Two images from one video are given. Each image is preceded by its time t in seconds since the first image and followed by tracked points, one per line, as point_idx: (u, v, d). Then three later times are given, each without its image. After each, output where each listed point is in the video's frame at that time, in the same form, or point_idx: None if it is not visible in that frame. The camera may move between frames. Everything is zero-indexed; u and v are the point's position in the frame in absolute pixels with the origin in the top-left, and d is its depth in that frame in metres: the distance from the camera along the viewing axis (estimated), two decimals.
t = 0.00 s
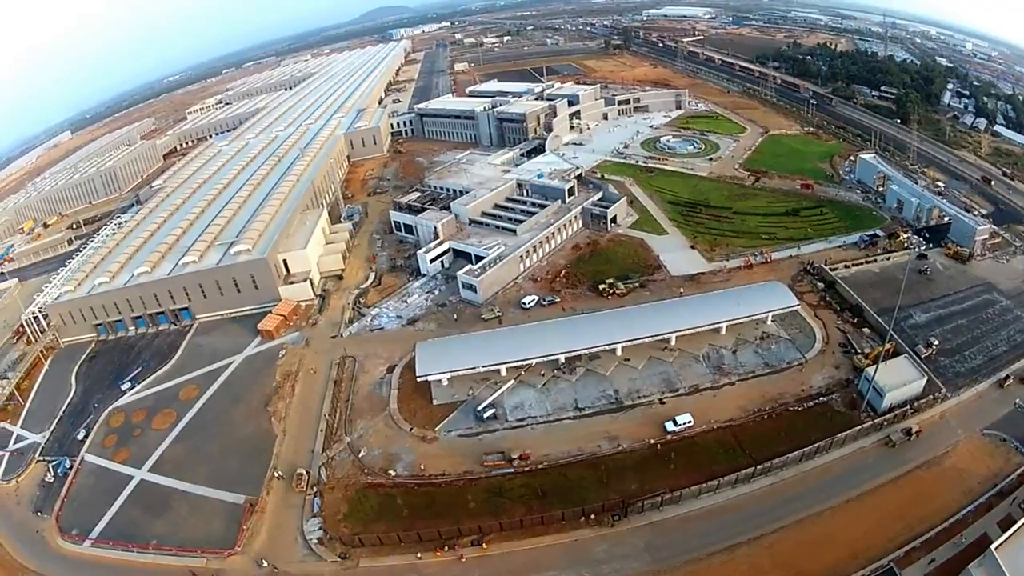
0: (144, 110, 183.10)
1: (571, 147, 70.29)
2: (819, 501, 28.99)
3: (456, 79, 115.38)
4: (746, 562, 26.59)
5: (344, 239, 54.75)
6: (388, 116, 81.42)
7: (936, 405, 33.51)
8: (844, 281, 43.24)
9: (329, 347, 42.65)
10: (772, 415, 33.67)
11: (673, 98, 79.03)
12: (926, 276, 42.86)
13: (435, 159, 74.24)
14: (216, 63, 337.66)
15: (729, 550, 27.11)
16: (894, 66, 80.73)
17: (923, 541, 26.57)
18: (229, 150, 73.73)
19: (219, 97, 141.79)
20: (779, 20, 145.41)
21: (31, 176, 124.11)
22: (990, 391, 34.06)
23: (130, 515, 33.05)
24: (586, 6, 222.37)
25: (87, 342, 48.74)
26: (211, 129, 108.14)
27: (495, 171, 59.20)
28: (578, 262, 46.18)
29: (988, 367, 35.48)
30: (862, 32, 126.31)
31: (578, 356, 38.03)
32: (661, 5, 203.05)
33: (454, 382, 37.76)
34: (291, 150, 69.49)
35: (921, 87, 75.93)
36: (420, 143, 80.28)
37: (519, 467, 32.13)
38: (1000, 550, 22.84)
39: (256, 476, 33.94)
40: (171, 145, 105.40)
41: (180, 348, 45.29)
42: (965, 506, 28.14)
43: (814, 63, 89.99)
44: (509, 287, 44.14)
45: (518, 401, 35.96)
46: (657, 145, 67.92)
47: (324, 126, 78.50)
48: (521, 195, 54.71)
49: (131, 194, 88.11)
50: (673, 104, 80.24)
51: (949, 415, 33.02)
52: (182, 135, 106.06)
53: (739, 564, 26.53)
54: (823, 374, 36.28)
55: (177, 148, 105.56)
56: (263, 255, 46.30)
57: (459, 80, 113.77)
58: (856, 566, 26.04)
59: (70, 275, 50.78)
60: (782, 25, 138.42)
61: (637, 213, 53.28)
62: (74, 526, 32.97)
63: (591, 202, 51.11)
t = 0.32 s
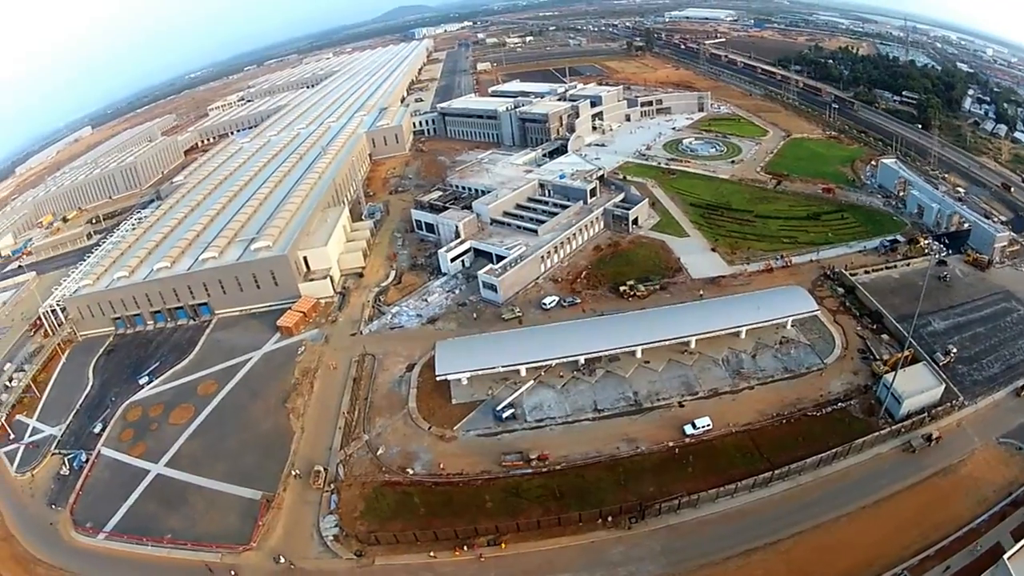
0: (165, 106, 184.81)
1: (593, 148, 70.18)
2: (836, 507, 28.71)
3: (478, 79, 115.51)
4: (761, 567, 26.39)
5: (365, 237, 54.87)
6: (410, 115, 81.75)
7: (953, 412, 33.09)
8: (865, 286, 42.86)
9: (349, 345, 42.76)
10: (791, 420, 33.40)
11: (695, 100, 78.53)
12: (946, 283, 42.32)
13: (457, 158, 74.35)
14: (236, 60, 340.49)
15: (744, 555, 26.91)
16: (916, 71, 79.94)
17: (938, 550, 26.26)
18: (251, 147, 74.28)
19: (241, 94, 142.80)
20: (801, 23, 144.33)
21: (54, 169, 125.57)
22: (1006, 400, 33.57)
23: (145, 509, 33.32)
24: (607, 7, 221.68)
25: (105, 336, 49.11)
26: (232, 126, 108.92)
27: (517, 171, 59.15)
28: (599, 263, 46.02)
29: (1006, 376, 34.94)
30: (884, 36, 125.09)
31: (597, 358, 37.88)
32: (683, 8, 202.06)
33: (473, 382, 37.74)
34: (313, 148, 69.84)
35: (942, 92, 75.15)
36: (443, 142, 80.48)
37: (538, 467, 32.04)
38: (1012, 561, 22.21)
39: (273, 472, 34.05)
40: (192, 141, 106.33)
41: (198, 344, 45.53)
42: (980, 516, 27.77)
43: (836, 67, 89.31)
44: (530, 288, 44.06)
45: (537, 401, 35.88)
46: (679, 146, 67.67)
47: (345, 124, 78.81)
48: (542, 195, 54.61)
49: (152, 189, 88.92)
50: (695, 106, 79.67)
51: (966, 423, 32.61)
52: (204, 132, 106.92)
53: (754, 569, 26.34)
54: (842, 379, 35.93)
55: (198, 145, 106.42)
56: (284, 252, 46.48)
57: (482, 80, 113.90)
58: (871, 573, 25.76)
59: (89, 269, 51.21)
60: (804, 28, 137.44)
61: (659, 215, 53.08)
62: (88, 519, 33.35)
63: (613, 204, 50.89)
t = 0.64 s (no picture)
0: (188, 101, 186.42)
1: (617, 149, 69.95)
2: (853, 515, 28.41)
3: (502, 78, 115.54)
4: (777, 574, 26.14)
5: (388, 234, 54.90)
6: (434, 113, 81.92)
7: (971, 422, 32.59)
8: (886, 292, 42.43)
9: (370, 342, 42.80)
10: (811, 426, 33.08)
11: (718, 102, 77.97)
12: (966, 291, 41.75)
13: (481, 157, 74.31)
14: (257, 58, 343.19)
15: (761, 561, 26.66)
16: (938, 76, 79.14)
17: (952, 561, 25.95)
18: (275, 143, 74.71)
19: (265, 90, 143.72)
20: (825, 26, 143.21)
21: (77, 162, 126.78)
22: None
23: (160, 503, 33.53)
24: (632, 8, 220.75)
25: (124, 330, 49.49)
26: (255, 122, 109.67)
27: (540, 171, 59.01)
28: (622, 265, 45.79)
29: None
30: (907, 40, 123.89)
31: (618, 360, 37.72)
32: (706, 9, 201.26)
33: (494, 381, 37.65)
34: (336, 145, 70.17)
35: (964, 97, 74.34)
36: (466, 141, 80.52)
37: (557, 469, 31.92)
38: None
39: (291, 468, 34.10)
40: (214, 136, 107.15)
41: (219, 339, 45.68)
42: (994, 526, 27.42)
43: (859, 70, 88.58)
44: (552, 288, 43.93)
45: (557, 402, 35.75)
46: (703, 149, 67.38)
47: (369, 122, 79.00)
48: (566, 196, 54.39)
49: (174, 183, 89.64)
50: (719, 108, 79.05)
51: (984, 433, 32.15)
52: (226, 128, 107.68)
53: None
54: (862, 386, 35.53)
55: (220, 140, 107.19)
56: (306, 249, 46.57)
57: (505, 79, 113.83)
58: None
59: (110, 263, 51.63)
60: (828, 31, 136.39)
61: (683, 217, 52.81)
62: (103, 512, 33.68)
63: (637, 205, 50.58)
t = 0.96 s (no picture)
0: (213, 97, 188.61)
1: (642, 151, 69.77)
2: (871, 523, 28.15)
3: (528, 78, 115.64)
4: None
5: (412, 233, 55.03)
6: (460, 112, 82.27)
7: (989, 432, 32.14)
8: (908, 300, 41.99)
9: (393, 340, 42.91)
10: (831, 433, 32.81)
11: (744, 106, 77.47)
12: (988, 300, 41.05)
13: (506, 156, 74.35)
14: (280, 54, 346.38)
15: (777, 568, 26.48)
16: (963, 82, 78.24)
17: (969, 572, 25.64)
18: (301, 141, 75.28)
19: (290, 87, 144.83)
20: (850, 30, 142.08)
21: (103, 154, 128.41)
22: None
23: (177, 495, 33.80)
24: (658, 9, 219.57)
25: (145, 322, 49.99)
26: (280, 118, 110.68)
27: (566, 172, 58.84)
28: (646, 267, 45.62)
29: None
30: (932, 46, 122.66)
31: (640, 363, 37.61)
32: (732, 12, 200.09)
33: (516, 381, 37.67)
34: (361, 142, 70.55)
35: (988, 104, 73.43)
36: (491, 141, 80.70)
37: (576, 470, 31.85)
38: None
39: (309, 463, 34.25)
40: (239, 132, 108.10)
41: (240, 334, 45.99)
42: (1010, 538, 27.08)
43: (884, 75, 87.76)
44: (576, 289, 43.88)
45: (579, 403, 35.69)
46: (728, 152, 66.99)
47: (393, 120, 79.40)
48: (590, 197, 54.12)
49: (199, 177, 90.50)
50: (744, 111, 78.50)
51: (1002, 444, 31.68)
52: (252, 123, 108.77)
53: None
54: (882, 394, 35.18)
55: (245, 136, 108.17)
56: (330, 245, 46.74)
57: (532, 79, 114.00)
58: None
59: (133, 256, 52.23)
60: (853, 35, 135.32)
61: (707, 221, 52.62)
62: (119, 502, 34.11)
63: (661, 208, 50.38)
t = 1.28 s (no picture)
0: (241, 93, 191.25)
1: (670, 154, 69.35)
2: (891, 532, 27.85)
3: (556, 79, 115.66)
4: None
5: (439, 231, 55.08)
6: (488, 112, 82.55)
7: (1008, 444, 31.65)
8: (932, 309, 41.45)
9: (417, 338, 42.99)
10: (852, 442, 32.48)
11: (771, 110, 76.52)
12: (1011, 310, 40.31)
13: (534, 157, 74.22)
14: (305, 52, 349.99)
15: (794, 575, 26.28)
16: (989, 91, 77.23)
17: None
18: (329, 138, 75.90)
19: (318, 84, 145.99)
20: (878, 36, 140.58)
21: (132, 147, 130.31)
22: None
23: (195, 486, 34.20)
24: (686, 13, 218.15)
25: (168, 314, 50.59)
26: (308, 115, 111.93)
27: (594, 173, 58.54)
28: (672, 270, 45.37)
29: None
30: (959, 53, 121.05)
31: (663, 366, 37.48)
32: (762, 15, 198.23)
33: (539, 382, 37.68)
34: (389, 141, 71.10)
35: (1017, 113, 72.26)
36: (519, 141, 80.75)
37: (597, 472, 31.76)
38: None
39: (329, 458, 34.39)
40: (266, 128, 108.95)
41: (264, 328, 46.30)
42: None
43: (911, 82, 86.72)
44: (602, 291, 43.76)
45: (601, 405, 35.63)
46: (755, 156, 66.47)
47: (421, 119, 79.91)
48: (617, 200, 53.80)
49: (226, 172, 91.45)
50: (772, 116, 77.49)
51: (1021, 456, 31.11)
52: (280, 119, 110.10)
53: None
54: (904, 404, 34.78)
55: (272, 132, 109.42)
56: (356, 242, 46.96)
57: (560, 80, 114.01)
58: None
59: (157, 249, 52.98)
60: (881, 41, 133.93)
61: (734, 225, 52.28)
62: (136, 492, 34.62)
63: (689, 211, 50.01)
